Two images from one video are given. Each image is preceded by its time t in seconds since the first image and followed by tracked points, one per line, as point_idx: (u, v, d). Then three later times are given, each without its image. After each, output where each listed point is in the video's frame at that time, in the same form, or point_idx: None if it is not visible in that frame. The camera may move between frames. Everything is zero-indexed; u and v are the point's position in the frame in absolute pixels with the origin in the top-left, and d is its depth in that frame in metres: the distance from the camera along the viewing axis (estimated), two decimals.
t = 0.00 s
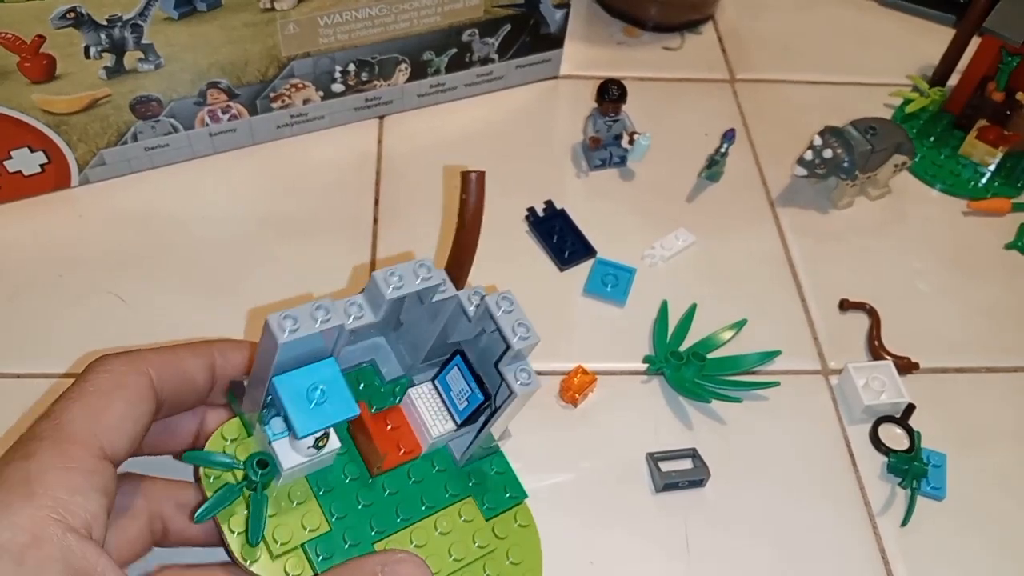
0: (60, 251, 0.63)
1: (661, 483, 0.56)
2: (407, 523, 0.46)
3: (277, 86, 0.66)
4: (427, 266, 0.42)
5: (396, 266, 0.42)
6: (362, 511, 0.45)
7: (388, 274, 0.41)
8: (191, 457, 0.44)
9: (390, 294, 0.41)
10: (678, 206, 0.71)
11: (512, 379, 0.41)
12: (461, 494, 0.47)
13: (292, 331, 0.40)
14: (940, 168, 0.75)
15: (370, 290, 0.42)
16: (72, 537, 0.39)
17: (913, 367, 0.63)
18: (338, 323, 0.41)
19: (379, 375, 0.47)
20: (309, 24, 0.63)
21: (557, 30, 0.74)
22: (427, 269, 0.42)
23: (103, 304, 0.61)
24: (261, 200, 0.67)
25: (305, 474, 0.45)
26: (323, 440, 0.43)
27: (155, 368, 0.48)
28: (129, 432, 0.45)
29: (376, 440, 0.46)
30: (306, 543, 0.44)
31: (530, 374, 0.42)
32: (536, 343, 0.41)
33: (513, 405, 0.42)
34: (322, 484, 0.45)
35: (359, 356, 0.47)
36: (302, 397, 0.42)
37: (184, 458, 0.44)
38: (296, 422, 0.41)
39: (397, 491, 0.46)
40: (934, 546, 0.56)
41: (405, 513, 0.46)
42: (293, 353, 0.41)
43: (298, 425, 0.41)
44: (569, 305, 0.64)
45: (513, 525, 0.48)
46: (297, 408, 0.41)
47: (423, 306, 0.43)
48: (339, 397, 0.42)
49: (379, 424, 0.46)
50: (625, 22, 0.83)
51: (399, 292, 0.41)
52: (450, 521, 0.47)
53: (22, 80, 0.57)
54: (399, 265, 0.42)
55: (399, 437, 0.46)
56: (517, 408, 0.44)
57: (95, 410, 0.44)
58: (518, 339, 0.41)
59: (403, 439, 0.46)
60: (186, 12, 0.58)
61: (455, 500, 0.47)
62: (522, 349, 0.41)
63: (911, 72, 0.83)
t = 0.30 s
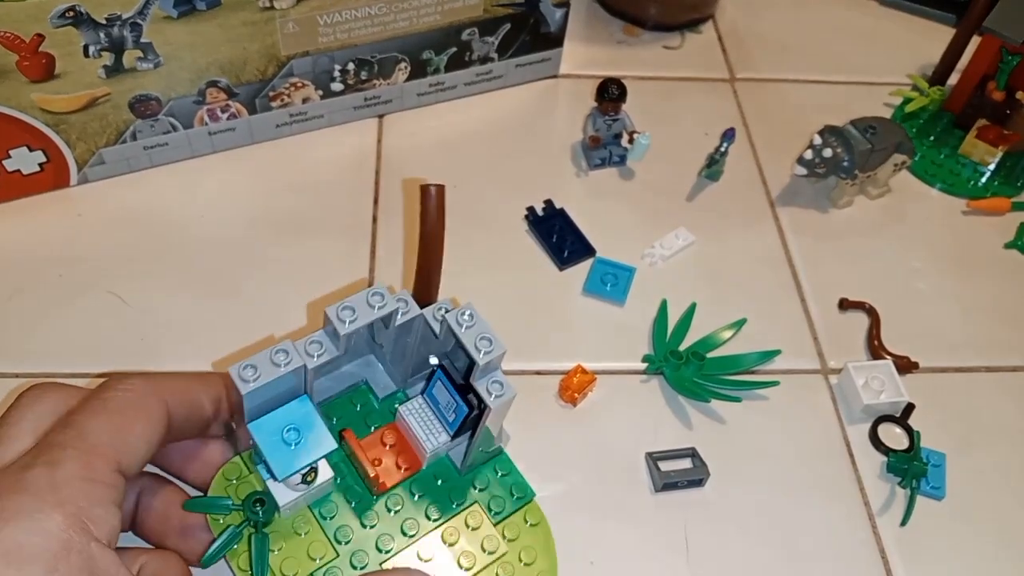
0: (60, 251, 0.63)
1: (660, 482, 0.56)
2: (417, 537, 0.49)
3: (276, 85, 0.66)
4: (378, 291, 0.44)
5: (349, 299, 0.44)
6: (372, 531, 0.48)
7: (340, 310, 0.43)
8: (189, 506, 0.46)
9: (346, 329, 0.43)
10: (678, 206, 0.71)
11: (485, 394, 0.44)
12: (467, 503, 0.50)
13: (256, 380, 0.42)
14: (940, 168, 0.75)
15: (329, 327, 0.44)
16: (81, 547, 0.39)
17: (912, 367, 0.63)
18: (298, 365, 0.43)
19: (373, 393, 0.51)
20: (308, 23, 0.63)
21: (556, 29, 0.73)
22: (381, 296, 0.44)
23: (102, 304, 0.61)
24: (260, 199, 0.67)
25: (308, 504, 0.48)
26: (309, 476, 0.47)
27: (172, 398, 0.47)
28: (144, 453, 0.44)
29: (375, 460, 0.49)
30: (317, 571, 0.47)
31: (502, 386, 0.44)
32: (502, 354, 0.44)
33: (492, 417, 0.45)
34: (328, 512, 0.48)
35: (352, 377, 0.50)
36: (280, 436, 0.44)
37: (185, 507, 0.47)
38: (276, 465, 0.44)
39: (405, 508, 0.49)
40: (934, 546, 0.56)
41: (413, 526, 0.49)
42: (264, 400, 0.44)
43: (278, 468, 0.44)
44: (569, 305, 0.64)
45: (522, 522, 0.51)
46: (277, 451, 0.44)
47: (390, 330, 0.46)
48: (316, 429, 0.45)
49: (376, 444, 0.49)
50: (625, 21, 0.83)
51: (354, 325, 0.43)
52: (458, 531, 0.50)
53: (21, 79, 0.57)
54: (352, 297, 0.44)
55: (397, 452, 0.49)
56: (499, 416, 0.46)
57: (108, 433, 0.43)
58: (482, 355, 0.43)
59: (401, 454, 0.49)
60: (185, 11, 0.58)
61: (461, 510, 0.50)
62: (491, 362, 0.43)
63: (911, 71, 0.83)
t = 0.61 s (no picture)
0: (61, 251, 0.63)
1: (660, 482, 0.55)
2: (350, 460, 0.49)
3: (276, 86, 0.66)
4: (317, 223, 0.43)
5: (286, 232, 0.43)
6: (306, 459, 0.48)
7: (279, 243, 0.42)
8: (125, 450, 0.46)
9: (288, 261, 0.42)
10: (678, 206, 0.71)
11: (426, 312, 0.44)
12: (394, 423, 0.51)
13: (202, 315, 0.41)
14: (940, 168, 0.75)
15: (266, 259, 0.43)
16: (3, 491, 0.41)
17: (912, 367, 0.63)
18: (240, 299, 0.42)
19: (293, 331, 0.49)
20: (308, 23, 0.63)
21: (556, 29, 0.74)
22: (319, 227, 0.44)
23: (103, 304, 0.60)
24: (261, 199, 0.67)
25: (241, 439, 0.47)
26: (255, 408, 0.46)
27: (58, 341, 0.49)
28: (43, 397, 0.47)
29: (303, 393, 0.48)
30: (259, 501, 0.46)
31: (443, 305, 0.45)
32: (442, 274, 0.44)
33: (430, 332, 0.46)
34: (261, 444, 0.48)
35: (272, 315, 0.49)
36: (224, 371, 0.44)
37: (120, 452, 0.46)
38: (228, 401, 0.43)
39: (338, 437, 0.49)
40: (935, 546, 0.56)
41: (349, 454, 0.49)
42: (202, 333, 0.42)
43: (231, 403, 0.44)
44: (569, 305, 0.64)
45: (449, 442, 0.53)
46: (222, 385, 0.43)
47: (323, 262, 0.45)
48: (259, 365, 0.44)
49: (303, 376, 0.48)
50: (625, 21, 0.83)
51: (295, 257, 0.42)
52: (390, 450, 0.50)
53: (21, 79, 0.57)
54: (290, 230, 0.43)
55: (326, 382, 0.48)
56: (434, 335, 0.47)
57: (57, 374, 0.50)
58: (425, 276, 0.44)
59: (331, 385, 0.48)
60: (185, 11, 0.58)
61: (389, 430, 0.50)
62: (432, 283, 0.44)
63: (911, 71, 0.83)
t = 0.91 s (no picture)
0: (61, 249, 0.62)
1: (660, 482, 0.55)
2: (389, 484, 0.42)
3: (277, 86, 0.66)
4: (449, 202, 0.41)
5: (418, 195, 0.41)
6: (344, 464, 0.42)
7: (412, 194, 0.40)
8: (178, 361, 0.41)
9: (412, 211, 0.40)
10: (678, 205, 0.71)
11: (519, 319, 0.39)
12: (449, 477, 0.44)
13: (317, 223, 0.38)
14: (940, 168, 0.75)
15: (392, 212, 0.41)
16: None
17: (912, 367, 0.63)
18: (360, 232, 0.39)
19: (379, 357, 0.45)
20: (308, 23, 0.63)
21: (556, 29, 0.74)
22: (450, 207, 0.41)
23: (103, 303, 0.60)
24: (260, 199, 0.67)
25: (289, 414, 0.42)
26: (320, 357, 0.40)
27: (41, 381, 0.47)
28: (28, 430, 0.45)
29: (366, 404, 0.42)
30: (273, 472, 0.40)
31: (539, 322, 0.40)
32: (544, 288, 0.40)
33: (514, 354, 0.40)
34: (307, 428, 0.42)
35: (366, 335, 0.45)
36: (308, 296, 0.39)
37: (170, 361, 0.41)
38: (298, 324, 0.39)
39: (385, 459, 0.43)
40: (935, 547, 0.56)
41: (386, 476, 0.42)
42: (311, 254, 0.39)
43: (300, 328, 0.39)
44: (569, 305, 0.64)
45: (498, 521, 0.44)
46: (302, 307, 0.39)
47: (439, 251, 0.42)
48: (346, 305, 0.40)
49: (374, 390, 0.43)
50: (625, 21, 0.83)
51: (421, 211, 0.40)
52: (434, 496, 0.42)
53: (21, 79, 0.57)
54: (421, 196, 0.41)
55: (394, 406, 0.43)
56: (517, 368, 0.41)
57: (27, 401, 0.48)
58: (529, 275, 0.39)
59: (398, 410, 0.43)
60: (186, 11, 0.58)
61: (440, 479, 0.43)
62: (530, 289, 0.40)
63: (911, 71, 0.83)
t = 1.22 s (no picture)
0: (61, 249, 0.62)
1: (660, 482, 0.55)
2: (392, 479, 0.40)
3: (276, 86, 0.66)
4: (416, 185, 0.39)
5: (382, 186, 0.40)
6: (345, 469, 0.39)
7: (376, 181, 0.39)
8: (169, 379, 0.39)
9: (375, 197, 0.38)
10: (677, 205, 0.71)
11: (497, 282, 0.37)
12: (458, 470, 0.41)
13: (283, 219, 0.37)
14: (940, 168, 0.75)
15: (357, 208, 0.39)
16: None
17: (912, 367, 0.63)
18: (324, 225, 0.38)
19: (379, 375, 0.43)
20: (308, 23, 0.63)
21: (556, 30, 0.74)
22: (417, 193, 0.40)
23: (103, 304, 0.60)
24: (260, 199, 0.67)
25: (285, 427, 0.40)
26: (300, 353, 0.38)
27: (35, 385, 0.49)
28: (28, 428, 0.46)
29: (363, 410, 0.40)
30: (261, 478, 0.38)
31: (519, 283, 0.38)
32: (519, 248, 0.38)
33: (498, 321, 0.38)
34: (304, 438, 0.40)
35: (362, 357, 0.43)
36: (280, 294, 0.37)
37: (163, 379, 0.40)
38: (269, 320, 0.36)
39: (389, 461, 0.40)
40: (937, 546, 0.55)
41: (388, 473, 0.40)
42: (278, 256, 0.37)
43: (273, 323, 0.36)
44: (569, 305, 0.64)
45: (515, 510, 0.41)
46: (274, 301, 0.36)
47: (417, 242, 0.40)
48: (322, 295, 0.38)
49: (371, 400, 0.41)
50: (624, 22, 0.83)
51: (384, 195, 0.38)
52: (441, 486, 0.40)
53: (21, 79, 0.57)
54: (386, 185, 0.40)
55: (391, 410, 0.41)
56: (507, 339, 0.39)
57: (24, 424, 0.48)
58: (501, 236, 0.38)
59: (397, 413, 0.41)
60: (186, 11, 0.59)
61: (448, 474, 0.40)
62: (506, 251, 0.38)
63: (910, 71, 0.83)
